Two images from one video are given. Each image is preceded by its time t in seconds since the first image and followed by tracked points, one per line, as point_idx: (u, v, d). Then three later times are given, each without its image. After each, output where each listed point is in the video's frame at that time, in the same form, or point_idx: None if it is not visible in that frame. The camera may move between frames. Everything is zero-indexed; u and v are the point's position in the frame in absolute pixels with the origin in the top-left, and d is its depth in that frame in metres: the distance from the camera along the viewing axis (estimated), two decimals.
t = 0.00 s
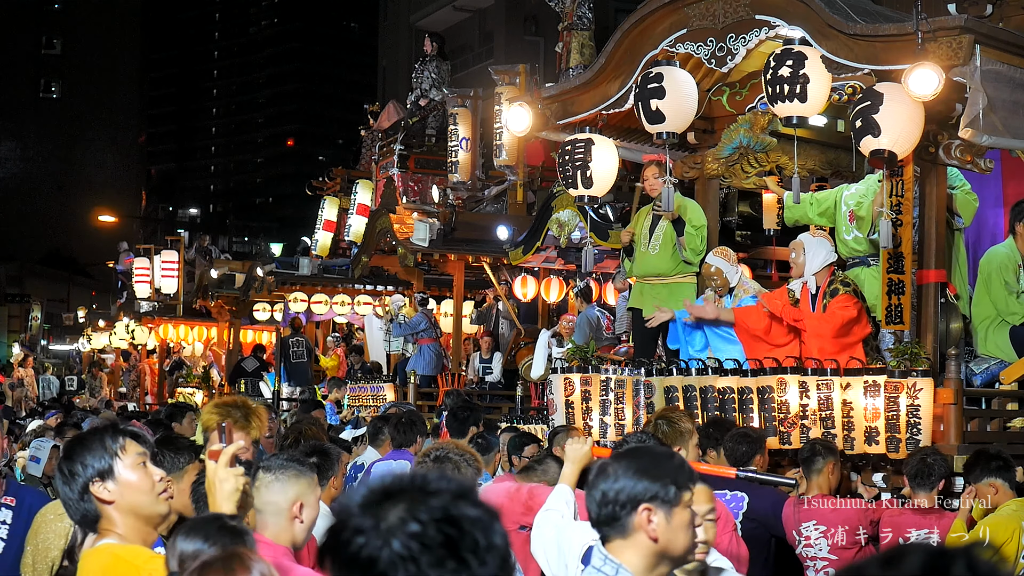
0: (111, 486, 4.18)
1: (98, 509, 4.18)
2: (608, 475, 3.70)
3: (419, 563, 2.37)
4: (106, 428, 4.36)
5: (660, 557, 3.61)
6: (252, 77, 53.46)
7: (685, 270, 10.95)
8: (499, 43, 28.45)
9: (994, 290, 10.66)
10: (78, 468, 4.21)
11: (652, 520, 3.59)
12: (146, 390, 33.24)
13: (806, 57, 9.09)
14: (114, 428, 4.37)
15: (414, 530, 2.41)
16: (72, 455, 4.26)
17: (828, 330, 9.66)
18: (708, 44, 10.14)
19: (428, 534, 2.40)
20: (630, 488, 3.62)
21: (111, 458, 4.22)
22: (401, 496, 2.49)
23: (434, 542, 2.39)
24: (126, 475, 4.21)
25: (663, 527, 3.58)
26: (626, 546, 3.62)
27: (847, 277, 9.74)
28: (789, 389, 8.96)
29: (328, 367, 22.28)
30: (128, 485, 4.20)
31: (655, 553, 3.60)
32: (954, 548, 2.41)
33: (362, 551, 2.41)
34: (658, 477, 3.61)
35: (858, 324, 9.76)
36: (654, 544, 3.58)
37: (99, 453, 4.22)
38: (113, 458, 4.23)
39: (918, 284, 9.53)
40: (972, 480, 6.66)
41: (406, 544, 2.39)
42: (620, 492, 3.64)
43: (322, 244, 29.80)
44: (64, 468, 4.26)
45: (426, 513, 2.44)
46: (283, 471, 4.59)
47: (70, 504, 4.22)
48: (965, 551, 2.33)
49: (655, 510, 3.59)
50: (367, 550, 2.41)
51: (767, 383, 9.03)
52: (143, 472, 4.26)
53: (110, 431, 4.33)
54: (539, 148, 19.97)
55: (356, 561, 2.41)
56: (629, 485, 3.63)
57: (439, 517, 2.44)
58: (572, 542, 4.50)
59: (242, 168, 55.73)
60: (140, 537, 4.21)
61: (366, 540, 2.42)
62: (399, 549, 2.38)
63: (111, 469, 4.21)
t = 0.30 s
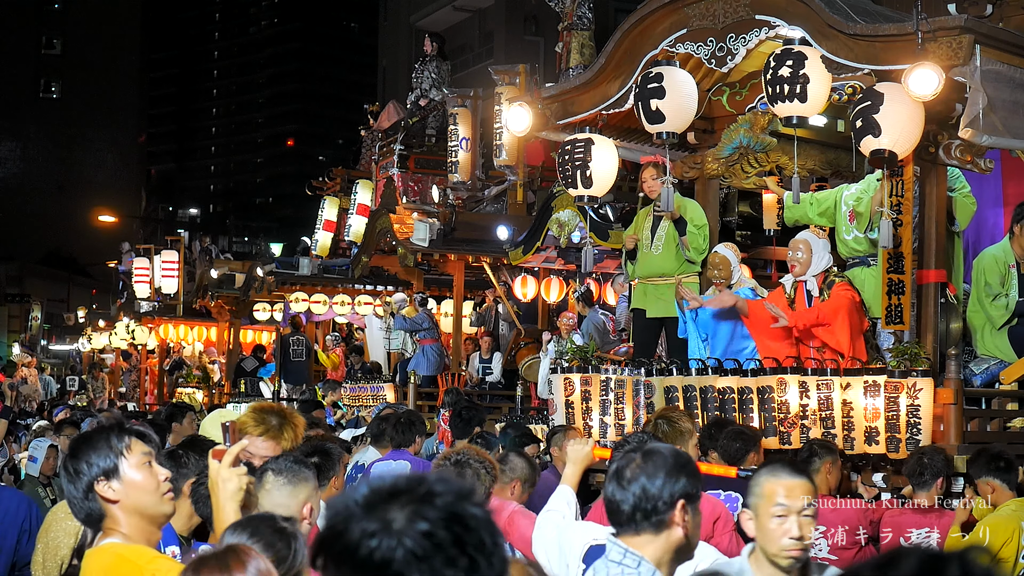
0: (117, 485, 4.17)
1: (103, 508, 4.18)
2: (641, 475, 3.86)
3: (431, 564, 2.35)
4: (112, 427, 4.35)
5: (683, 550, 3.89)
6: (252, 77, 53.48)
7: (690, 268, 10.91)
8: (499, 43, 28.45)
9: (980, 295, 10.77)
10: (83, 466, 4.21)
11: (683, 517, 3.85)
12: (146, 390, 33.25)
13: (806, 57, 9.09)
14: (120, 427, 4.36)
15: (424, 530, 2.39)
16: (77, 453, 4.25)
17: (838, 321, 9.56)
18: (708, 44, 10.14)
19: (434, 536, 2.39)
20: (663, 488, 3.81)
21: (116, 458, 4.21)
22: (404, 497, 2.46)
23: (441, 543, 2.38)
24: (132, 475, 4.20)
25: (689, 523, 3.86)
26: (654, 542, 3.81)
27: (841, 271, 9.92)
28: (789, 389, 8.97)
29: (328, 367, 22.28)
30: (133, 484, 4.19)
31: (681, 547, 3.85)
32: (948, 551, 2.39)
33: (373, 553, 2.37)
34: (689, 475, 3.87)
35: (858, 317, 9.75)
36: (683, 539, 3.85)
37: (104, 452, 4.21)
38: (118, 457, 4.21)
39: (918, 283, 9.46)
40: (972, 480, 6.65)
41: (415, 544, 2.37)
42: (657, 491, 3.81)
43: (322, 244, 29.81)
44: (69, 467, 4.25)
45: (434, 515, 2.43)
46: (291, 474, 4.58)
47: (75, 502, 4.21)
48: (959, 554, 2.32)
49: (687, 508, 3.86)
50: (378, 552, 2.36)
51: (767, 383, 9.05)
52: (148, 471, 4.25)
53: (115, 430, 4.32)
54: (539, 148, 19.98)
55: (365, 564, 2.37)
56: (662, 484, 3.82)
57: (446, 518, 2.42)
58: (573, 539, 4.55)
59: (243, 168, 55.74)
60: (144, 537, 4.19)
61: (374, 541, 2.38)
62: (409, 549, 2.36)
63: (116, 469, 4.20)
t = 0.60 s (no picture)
0: (117, 485, 4.17)
1: (102, 507, 4.17)
2: (646, 470, 3.87)
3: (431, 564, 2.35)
4: (113, 426, 4.35)
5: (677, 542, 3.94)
6: (252, 77, 53.52)
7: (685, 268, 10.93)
8: (499, 43, 28.47)
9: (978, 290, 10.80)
10: (84, 465, 4.21)
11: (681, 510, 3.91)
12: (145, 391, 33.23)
13: (806, 57, 9.09)
14: (121, 426, 4.36)
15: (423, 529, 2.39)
16: (77, 452, 4.24)
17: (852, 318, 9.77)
18: (708, 44, 10.14)
19: (436, 535, 2.39)
20: (667, 482, 3.85)
21: (117, 457, 4.21)
22: (402, 497, 2.46)
23: (443, 542, 2.39)
24: (132, 474, 4.20)
25: (686, 516, 3.93)
26: (659, 535, 3.83)
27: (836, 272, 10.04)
28: (789, 389, 8.98)
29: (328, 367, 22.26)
30: (133, 484, 4.19)
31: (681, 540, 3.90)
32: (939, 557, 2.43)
33: (373, 554, 2.35)
34: (688, 471, 3.93)
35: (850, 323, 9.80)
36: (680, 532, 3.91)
37: (105, 451, 4.21)
38: (119, 457, 4.21)
39: (918, 284, 9.54)
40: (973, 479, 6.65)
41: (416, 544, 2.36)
42: (662, 486, 3.84)
43: (322, 244, 29.80)
44: (70, 465, 4.25)
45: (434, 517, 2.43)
46: (295, 476, 4.60)
47: (75, 500, 4.22)
48: (949, 558, 2.34)
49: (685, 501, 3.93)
50: (379, 552, 2.35)
51: (767, 383, 9.07)
52: (148, 471, 4.25)
53: (116, 430, 4.31)
54: (539, 148, 20.00)
55: (364, 564, 2.35)
56: (665, 479, 3.85)
57: (445, 518, 2.43)
58: (576, 540, 4.64)
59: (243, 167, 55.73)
60: (143, 536, 4.18)
61: (374, 542, 2.37)
62: (409, 548, 2.35)
63: (116, 468, 4.20)
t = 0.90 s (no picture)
0: (114, 484, 4.17)
1: (99, 507, 4.16)
2: (636, 468, 3.88)
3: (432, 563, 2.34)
4: (109, 426, 4.34)
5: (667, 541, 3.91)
6: (252, 77, 53.55)
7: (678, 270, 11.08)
8: (499, 43, 28.49)
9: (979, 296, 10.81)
10: (80, 464, 4.19)
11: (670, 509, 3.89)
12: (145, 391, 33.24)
13: (806, 57, 9.09)
14: (117, 426, 4.35)
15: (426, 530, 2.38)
16: (73, 452, 4.23)
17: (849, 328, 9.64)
18: (708, 44, 10.13)
19: (439, 536, 2.39)
20: (657, 479, 3.85)
21: (113, 457, 4.20)
22: (402, 497, 2.45)
23: (447, 543, 2.39)
24: (129, 474, 4.20)
25: (677, 514, 3.92)
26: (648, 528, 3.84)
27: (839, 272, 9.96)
28: (789, 389, 8.99)
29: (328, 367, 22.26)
30: (130, 484, 4.19)
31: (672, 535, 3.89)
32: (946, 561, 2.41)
33: (378, 556, 2.35)
34: (679, 469, 3.92)
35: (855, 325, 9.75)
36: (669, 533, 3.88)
37: (101, 451, 4.20)
38: (116, 456, 4.20)
39: (918, 284, 9.58)
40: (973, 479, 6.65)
41: (418, 544, 2.36)
42: (651, 484, 3.84)
43: (322, 244, 29.80)
44: (65, 465, 4.22)
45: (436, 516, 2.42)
46: (299, 479, 4.56)
47: (70, 500, 4.19)
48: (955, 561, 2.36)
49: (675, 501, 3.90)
50: (383, 554, 2.34)
51: (766, 383, 9.08)
52: (145, 471, 4.25)
53: (113, 430, 4.31)
54: (539, 148, 20.02)
55: (368, 565, 2.35)
56: (653, 475, 3.86)
57: (448, 517, 2.43)
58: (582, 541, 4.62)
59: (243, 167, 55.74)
60: (139, 536, 4.18)
61: (379, 543, 2.36)
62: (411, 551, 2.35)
63: (113, 468, 4.19)
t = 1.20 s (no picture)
0: (109, 485, 4.16)
1: (94, 508, 4.15)
2: (642, 468, 3.92)
3: (414, 562, 2.36)
4: (104, 426, 4.34)
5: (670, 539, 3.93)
6: (251, 77, 53.57)
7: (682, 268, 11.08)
8: (499, 44, 28.50)
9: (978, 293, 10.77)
10: (75, 466, 4.19)
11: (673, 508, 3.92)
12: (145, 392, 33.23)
13: (806, 57, 9.09)
14: (111, 427, 4.34)
15: (411, 529, 2.40)
16: (68, 452, 4.24)
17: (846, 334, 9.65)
18: (708, 44, 10.13)
19: (421, 533, 2.40)
20: (660, 479, 3.88)
21: (108, 457, 4.19)
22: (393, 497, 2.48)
23: (431, 541, 2.39)
24: (124, 474, 4.19)
25: (680, 514, 3.95)
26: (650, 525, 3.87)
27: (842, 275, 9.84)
28: (789, 389, 8.99)
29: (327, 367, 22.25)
30: (125, 484, 4.18)
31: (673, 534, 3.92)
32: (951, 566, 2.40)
33: (356, 554, 2.40)
34: (683, 471, 3.95)
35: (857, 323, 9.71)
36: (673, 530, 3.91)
37: (96, 452, 4.19)
38: (110, 457, 4.19)
39: (918, 283, 9.59)
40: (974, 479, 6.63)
41: (402, 543, 2.39)
42: (654, 484, 3.87)
43: (322, 244, 29.81)
44: (60, 467, 4.23)
45: (426, 516, 2.43)
46: (305, 481, 4.52)
47: (66, 502, 4.19)
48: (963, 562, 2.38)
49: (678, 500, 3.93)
50: (362, 552, 2.39)
51: (767, 383, 9.07)
52: (139, 471, 4.23)
53: (107, 430, 4.30)
54: (539, 149, 20.04)
55: (350, 563, 2.41)
56: (658, 475, 3.89)
57: (431, 516, 2.43)
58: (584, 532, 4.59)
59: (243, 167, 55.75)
60: (135, 536, 4.16)
61: (361, 541, 2.41)
62: (394, 550, 2.38)
63: (108, 469, 4.18)
